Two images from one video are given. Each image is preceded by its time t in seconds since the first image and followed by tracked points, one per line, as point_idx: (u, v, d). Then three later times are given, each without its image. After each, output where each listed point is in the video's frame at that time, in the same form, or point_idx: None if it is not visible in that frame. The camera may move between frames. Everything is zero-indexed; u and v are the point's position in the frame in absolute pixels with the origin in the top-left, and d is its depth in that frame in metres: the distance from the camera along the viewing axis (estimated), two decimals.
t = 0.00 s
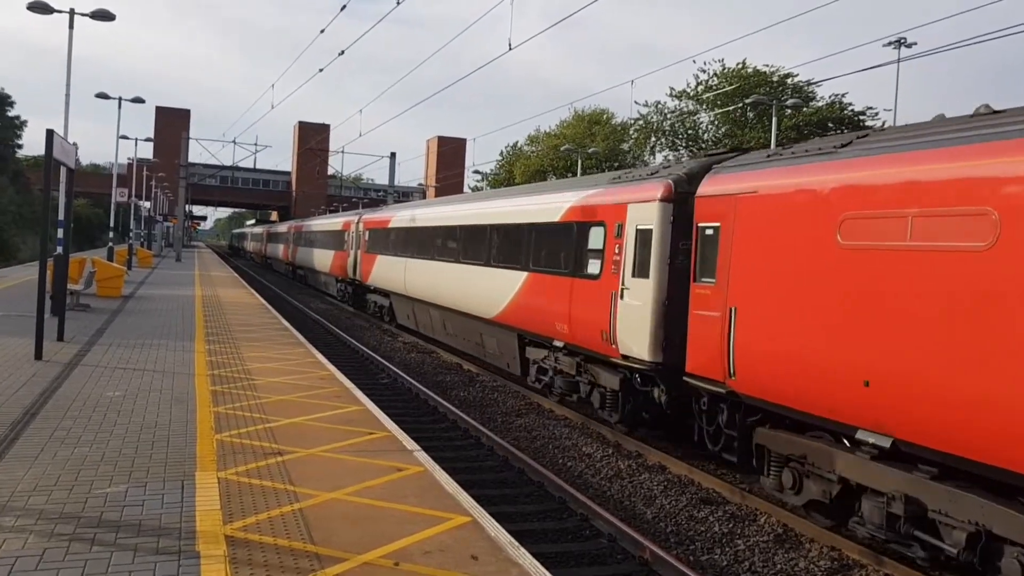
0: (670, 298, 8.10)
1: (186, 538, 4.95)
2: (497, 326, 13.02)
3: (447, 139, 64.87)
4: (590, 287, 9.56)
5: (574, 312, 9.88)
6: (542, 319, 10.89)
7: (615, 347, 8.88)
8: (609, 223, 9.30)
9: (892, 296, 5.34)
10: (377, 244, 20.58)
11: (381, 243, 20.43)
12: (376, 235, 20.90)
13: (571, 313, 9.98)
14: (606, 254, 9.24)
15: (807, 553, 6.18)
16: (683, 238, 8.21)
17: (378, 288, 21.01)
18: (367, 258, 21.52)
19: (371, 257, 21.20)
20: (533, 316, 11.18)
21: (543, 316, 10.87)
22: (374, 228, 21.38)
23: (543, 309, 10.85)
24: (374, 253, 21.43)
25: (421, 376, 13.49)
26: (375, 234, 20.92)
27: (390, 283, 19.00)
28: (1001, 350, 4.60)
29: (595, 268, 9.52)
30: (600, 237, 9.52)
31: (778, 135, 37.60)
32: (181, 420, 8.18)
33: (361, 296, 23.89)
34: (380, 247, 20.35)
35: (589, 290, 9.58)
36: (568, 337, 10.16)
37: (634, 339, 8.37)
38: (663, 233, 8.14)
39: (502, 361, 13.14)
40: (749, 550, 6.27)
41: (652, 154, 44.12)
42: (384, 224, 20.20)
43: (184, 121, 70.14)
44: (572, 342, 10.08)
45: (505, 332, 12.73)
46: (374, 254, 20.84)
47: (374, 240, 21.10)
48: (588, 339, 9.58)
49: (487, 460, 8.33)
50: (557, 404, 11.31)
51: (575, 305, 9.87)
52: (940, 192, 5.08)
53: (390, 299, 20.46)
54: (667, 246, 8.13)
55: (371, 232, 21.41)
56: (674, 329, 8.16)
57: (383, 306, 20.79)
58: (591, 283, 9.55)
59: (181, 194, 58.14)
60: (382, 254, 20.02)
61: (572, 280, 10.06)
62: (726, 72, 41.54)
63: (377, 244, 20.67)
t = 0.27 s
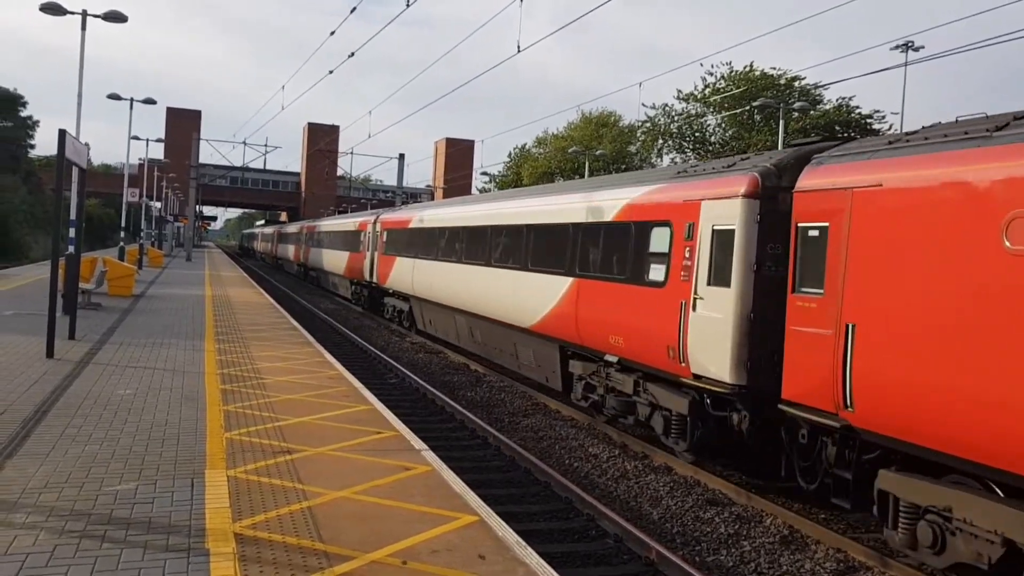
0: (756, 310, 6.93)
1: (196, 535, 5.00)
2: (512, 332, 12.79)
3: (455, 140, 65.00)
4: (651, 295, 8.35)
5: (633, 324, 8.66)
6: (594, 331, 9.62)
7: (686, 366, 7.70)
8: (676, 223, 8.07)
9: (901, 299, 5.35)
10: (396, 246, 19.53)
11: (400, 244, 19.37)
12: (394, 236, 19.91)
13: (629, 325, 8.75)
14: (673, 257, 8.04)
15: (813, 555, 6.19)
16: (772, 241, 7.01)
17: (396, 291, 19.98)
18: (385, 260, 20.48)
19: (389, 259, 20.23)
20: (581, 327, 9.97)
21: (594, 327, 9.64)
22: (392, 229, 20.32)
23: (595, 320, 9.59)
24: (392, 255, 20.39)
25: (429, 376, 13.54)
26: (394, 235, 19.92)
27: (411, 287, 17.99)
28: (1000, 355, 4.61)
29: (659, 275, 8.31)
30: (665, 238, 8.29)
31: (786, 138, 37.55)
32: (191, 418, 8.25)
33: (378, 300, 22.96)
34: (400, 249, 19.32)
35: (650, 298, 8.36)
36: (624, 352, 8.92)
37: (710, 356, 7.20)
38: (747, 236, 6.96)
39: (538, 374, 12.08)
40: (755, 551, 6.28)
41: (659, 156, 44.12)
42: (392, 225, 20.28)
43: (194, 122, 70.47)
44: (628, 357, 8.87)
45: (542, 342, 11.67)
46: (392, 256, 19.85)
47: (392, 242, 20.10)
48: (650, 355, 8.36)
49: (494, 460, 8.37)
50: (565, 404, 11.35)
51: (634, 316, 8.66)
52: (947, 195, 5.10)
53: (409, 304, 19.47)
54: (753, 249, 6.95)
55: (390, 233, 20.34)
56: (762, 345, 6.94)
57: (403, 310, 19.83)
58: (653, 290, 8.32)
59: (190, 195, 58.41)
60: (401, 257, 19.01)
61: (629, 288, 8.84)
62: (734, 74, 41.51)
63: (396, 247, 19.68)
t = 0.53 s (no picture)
0: (876, 325, 5.75)
1: (202, 533, 5.01)
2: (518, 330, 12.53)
3: (461, 139, 64.98)
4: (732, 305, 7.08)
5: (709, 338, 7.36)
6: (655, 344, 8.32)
7: (780, 390, 6.49)
8: (764, 219, 6.79)
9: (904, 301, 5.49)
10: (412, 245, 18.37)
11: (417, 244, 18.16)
12: (410, 236, 18.85)
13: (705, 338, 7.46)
14: (760, 260, 6.77)
15: (820, 554, 6.16)
16: (894, 241, 5.81)
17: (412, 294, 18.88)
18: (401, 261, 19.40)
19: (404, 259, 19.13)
20: (636, 338, 8.70)
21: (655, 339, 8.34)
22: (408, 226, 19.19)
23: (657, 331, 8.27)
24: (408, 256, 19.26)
25: (434, 375, 13.53)
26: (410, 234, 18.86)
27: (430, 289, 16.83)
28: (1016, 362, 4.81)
29: (741, 281, 7.03)
30: (749, 237, 7.00)
31: (792, 137, 37.42)
32: (197, 417, 8.26)
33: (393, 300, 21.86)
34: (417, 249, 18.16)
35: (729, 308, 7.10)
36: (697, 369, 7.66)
37: (813, 380, 6.03)
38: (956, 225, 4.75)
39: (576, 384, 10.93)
40: (761, 551, 6.26)
41: (665, 155, 44.03)
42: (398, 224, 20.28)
43: (200, 121, 70.62)
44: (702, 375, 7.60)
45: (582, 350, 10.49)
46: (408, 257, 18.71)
47: (407, 240, 19.05)
48: (729, 375, 7.11)
49: (500, 459, 8.36)
50: (570, 403, 11.34)
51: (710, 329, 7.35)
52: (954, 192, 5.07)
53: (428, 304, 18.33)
54: (872, 251, 5.77)
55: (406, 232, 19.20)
56: (879, 367, 5.76)
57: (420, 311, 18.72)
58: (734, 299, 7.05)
59: (196, 194, 58.52)
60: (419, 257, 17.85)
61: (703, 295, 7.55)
62: (740, 73, 41.40)
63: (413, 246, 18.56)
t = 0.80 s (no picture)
0: None
1: (203, 531, 5.01)
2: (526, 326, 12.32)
3: (461, 137, 64.96)
4: (839, 316, 5.86)
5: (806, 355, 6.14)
6: (725, 360, 7.07)
7: (911, 424, 5.27)
8: (883, 214, 5.57)
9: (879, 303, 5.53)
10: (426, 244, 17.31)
11: (433, 242, 17.09)
12: (424, 233, 17.82)
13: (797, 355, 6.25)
14: (879, 264, 5.56)
15: (821, 552, 6.16)
16: None
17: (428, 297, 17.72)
18: (413, 260, 18.36)
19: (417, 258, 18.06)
20: (698, 352, 7.47)
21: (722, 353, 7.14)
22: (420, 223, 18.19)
23: (728, 343, 7.03)
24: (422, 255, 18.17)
25: (435, 373, 13.53)
26: (425, 231, 17.80)
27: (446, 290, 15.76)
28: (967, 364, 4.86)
29: (853, 288, 5.80)
30: (861, 235, 5.80)
31: (793, 134, 37.38)
32: (197, 414, 8.27)
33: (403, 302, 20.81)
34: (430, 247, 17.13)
35: (835, 320, 5.89)
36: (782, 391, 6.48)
37: (959, 414, 4.87)
38: None
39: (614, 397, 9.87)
40: (762, 549, 6.26)
41: (666, 153, 43.99)
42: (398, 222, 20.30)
43: (201, 119, 70.62)
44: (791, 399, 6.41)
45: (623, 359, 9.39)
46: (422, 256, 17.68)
47: (420, 238, 18.07)
48: (834, 400, 5.92)
49: (500, 457, 8.36)
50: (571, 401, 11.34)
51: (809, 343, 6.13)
52: (954, 192, 5.07)
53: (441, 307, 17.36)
54: None
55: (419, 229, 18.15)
56: None
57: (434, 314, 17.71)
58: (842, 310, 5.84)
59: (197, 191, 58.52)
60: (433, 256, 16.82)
61: (795, 304, 6.33)
62: (741, 71, 41.37)
63: (426, 244, 17.52)
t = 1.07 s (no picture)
0: None
1: (204, 529, 5.01)
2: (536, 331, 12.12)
3: (463, 135, 64.94)
4: (914, 325, 5.25)
5: (906, 371, 5.26)
6: (801, 374, 6.18)
7: None
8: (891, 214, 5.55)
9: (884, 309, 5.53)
10: (442, 243, 16.20)
11: (449, 241, 15.99)
12: (439, 232, 16.77)
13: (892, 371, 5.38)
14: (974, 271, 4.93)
15: (822, 551, 6.16)
16: None
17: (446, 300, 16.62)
18: (428, 260, 17.29)
19: (433, 258, 16.99)
20: (764, 364, 6.60)
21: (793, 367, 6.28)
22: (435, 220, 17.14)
23: (805, 356, 6.13)
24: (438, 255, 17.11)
25: (437, 371, 13.54)
26: (440, 229, 16.76)
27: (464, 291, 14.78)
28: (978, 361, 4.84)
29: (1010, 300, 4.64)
30: (862, 232, 5.80)
31: (795, 133, 37.32)
32: (199, 412, 8.27)
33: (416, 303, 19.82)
34: (446, 246, 16.09)
35: (943, 334, 5.02)
36: (868, 411, 5.64)
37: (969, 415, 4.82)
38: None
39: (651, 408, 9.04)
40: (763, 547, 6.25)
41: (668, 151, 43.96)
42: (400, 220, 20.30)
43: (203, 117, 70.65)
44: (876, 421, 5.60)
45: (663, 369, 8.55)
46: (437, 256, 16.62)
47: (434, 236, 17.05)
48: (937, 426, 5.09)
49: (502, 455, 8.36)
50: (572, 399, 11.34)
51: (910, 359, 5.23)
52: (954, 189, 5.07)
53: (456, 308, 16.37)
54: None
55: (435, 227, 17.07)
56: None
57: (449, 317, 16.75)
58: (954, 323, 4.97)
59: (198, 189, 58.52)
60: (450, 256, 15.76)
61: (894, 313, 5.42)
62: (743, 69, 41.33)
63: (442, 243, 16.45)
